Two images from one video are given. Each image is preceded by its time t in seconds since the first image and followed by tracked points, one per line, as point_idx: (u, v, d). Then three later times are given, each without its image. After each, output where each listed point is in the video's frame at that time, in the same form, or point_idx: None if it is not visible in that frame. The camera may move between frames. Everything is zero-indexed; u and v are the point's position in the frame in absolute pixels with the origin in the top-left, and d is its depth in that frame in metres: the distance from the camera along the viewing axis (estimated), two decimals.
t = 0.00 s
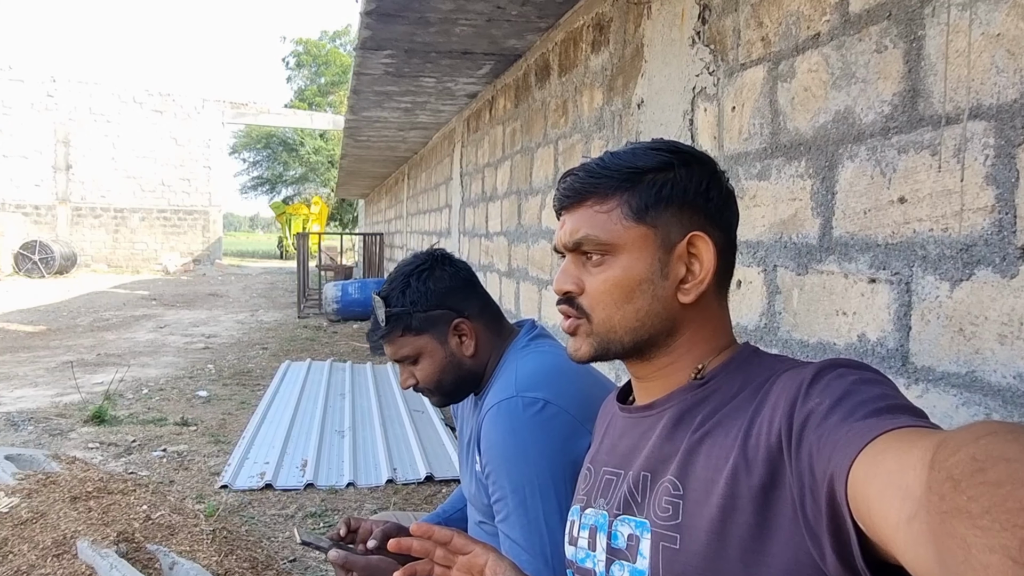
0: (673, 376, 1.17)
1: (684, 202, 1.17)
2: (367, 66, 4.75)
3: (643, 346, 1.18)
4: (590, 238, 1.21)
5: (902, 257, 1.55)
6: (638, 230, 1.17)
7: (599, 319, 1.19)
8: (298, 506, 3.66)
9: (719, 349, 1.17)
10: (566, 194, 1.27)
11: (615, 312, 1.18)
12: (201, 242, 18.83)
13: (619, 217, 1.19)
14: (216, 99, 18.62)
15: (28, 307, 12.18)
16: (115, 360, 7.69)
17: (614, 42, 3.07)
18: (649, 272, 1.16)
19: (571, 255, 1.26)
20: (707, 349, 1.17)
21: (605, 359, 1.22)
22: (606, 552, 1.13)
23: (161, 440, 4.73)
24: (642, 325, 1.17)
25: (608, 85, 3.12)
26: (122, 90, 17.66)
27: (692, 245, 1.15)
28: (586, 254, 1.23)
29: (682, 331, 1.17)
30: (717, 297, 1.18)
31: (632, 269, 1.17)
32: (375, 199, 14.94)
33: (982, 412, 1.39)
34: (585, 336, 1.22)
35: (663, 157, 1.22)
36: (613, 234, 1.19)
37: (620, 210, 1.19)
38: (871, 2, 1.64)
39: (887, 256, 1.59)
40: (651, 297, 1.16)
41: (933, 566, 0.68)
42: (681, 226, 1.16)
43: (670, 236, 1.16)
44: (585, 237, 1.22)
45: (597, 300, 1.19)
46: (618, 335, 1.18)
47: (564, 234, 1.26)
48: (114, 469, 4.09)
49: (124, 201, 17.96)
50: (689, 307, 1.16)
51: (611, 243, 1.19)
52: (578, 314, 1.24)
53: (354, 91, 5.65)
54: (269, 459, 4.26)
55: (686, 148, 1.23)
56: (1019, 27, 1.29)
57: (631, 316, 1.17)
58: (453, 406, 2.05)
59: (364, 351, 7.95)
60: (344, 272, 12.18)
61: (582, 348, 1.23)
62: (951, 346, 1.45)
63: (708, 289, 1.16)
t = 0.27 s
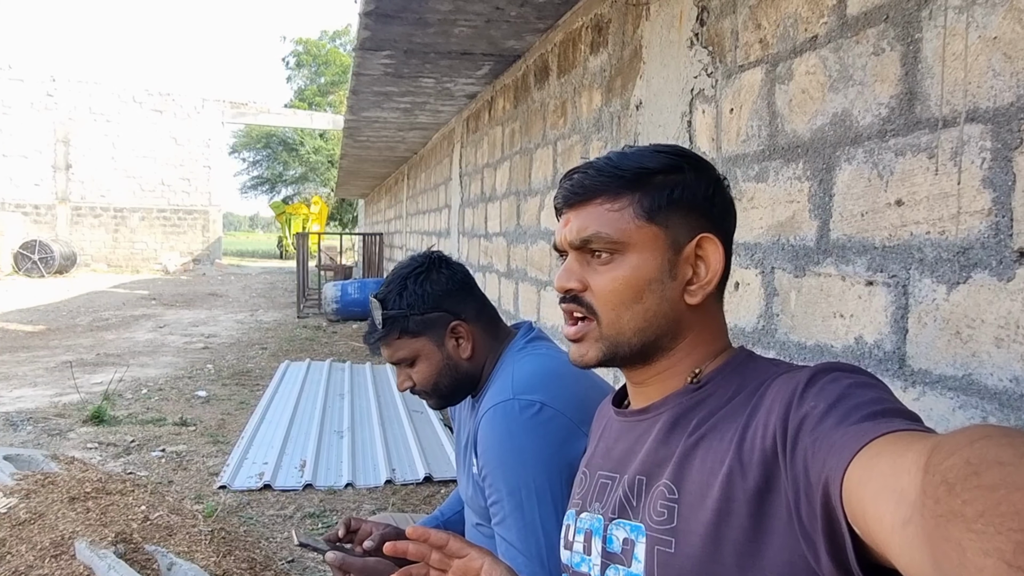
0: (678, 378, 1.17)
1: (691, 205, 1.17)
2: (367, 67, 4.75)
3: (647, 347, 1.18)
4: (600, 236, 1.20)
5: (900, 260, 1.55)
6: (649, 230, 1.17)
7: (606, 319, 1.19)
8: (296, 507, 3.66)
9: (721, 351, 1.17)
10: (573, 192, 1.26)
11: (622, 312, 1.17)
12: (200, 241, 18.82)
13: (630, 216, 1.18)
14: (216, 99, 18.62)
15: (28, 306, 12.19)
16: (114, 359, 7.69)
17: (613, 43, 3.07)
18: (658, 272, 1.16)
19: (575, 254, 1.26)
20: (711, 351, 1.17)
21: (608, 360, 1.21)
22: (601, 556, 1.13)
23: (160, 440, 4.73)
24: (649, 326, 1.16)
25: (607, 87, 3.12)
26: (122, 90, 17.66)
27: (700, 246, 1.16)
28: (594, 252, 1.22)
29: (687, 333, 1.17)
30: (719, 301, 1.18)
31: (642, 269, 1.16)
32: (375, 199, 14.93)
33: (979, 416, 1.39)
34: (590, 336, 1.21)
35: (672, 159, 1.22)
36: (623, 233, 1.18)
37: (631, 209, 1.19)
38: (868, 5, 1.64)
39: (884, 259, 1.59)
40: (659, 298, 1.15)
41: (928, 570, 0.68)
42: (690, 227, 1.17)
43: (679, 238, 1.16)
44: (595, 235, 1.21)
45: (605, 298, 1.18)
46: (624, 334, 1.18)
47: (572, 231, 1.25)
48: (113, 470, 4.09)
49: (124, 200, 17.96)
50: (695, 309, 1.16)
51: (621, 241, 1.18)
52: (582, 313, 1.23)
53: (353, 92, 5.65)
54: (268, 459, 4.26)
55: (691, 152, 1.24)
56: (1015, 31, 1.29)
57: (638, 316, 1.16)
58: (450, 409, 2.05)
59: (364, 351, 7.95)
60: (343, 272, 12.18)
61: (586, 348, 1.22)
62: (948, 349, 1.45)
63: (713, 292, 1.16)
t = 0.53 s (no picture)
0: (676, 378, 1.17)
1: (690, 205, 1.17)
2: (366, 67, 4.75)
3: (644, 347, 1.18)
4: (598, 238, 1.20)
5: (895, 260, 1.56)
6: (647, 231, 1.17)
7: (605, 320, 1.19)
8: (295, 507, 3.66)
9: (718, 351, 1.18)
10: (571, 193, 1.26)
11: (621, 313, 1.17)
12: (201, 241, 18.83)
13: (629, 217, 1.18)
14: (216, 99, 18.62)
15: (28, 306, 12.19)
16: (114, 360, 7.70)
17: (611, 43, 3.08)
18: (657, 273, 1.16)
19: (573, 255, 1.26)
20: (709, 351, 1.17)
21: (607, 359, 1.21)
22: (596, 555, 1.13)
23: (160, 440, 4.74)
24: (647, 327, 1.16)
25: (605, 86, 3.12)
26: (122, 90, 17.67)
27: (698, 247, 1.16)
28: (593, 253, 1.22)
29: (685, 334, 1.17)
30: (716, 301, 1.19)
31: (640, 269, 1.16)
32: (375, 199, 14.93)
33: (974, 415, 1.39)
34: (589, 337, 1.21)
35: (669, 159, 1.22)
36: (621, 234, 1.18)
37: (629, 211, 1.18)
38: (864, 5, 1.64)
39: (880, 258, 1.59)
40: (658, 298, 1.15)
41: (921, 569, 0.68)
42: (688, 228, 1.17)
43: (678, 238, 1.16)
44: (593, 236, 1.21)
45: (603, 300, 1.18)
46: (622, 335, 1.18)
47: (570, 232, 1.25)
48: (112, 470, 4.09)
49: (124, 200, 17.96)
50: (693, 309, 1.16)
51: (620, 243, 1.18)
52: (581, 313, 1.22)
53: (352, 92, 5.65)
54: (267, 459, 4.26)
55: (689, 152, 1.24)
56: (1010, 30, 1.29)
57: (637, 317, 1.16)
58: (447, 408, 2.05)
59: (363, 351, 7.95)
60: (343, 272, 12.18)
61: (585, 349, 1.22)
62: (944, 348, 1.45)
63: (711, 292, 1.17)
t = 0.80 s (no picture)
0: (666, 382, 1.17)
1: (680, 208, 1.17)
2: (364, 68, 4.76)
3: (636, 351, 1.18)
4: (586, 242, 1.21)
5: (892, 261, 1.56)
6: (634, 234, 1.17)
7: (594, 324, 1.19)
8: (295, 508, 3.66)
9: (711, 354, 1.17)
10: (562, 198, 1.27)
11: (609, 317, 1.18)
12: (201, 243, 18.84)
13: (616, 221, 1.19)
14: (215, 100, 18.62)
15: (28, 308, 12.19)
16: (114, 362, 7.70)
17: (608, 44, 3.07)
18: (644, 277, 1.16)
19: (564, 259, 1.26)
20: (701, 354, 1.17)
21: (599, 363, 1.22)
22: (593, 556, 1.13)
23: (159, 442, 4.74)
24: (637, 330, 1.17)
25: (603, 87, 3.12)
26: (121, 92, 17.67)
27: (686, 249, 1.15)
28: (582, 258, 1.22)
29: (676, 337, 1.17)
30: (709, 304, 1.18)
31: (628, 273, 1.16)
32: (374, 200, 14.92)
33: (971, 417, 1.39)
34: (579, 340, 1.22)
35: (659, 163, 1.22)
36: (609, 238, 1.19)
37: (617, 215, 1.19)
38: (860, 6, 1.64)
39: (877, 259, 1.59)
40: (646, 302, 1.15)
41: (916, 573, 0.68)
42: (677, 231, 1.16)
43: (666, 241, 1.16)
44: (581, 241, 1.21)
45: (592, 304, 1.19)
46: (612, 339, 1.18)
47: (561, 237, 1.26)
48: (112, 472, 4.10)
49: (123, 202, 17.97)
50: (683, 312, 1.16)
51: (607, 247, 1.18)
52: (572, 317, 1.23)
53: (351, 93, 5.65)
54: (267, 461, 4.26)
55: (680, 154, 1.23)
56: (1005, 32, 1.30)
57: (626, 320, 1.17)
58: (444, 411, 2.06)
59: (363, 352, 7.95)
60: (343, 273, 12.18)
61: (576, 352, 1.23)
62: (940, 349, 1.45)
63: (702, 294, 1.16)
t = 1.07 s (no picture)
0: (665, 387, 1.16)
1: (678, 211, 1.17)
2: (362, 70, 4.75)
3: (636, 355, 1.18)
4: (584, 247, 1.20)
5: (890, 261, 1.55)
6: (632, 239, 1.17)
7: (593, 328, 1.19)
8: (294, 511, 3.66)
9: (711, 358, 1.17)
10: (559, 204, 1.27)
11: (608, 321, 1.17)
12: (200, 244, 18.84)
13: (613, 225, 1.18)
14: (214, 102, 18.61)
15: (27, 311, 12.19)
16: (114, 364, 7.69)
17: (606, 44, 3.07)
18: (643, 281, 1.15)
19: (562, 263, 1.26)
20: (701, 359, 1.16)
21: (598, 367, 1.21)
22: (594, 560, 1.12)
23: (159, 444, 4.73)
24: (636, 334, 1.16)
25: (601, 88, 3.12)
26: (120, 94, 17.66)
27: (684, 253, 1.15)
28: (580, 262, 1.22)
29: (675, 342, 1.16)
30: (708, 308, 1.18)
31: (626, 277, 1.16)
32: (374, 201, 14.91)
33: (970, 417, 1.38)
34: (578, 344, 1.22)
35: (655, 166, 1.22)
36: (606, 243, 1.18)
37: (614, 219, 1.19)
38: (857, 6, 1.63)
39: (875, 260, 1.59)
40: (644, 306, 1.15)
41: None
42: (675, 234, 1.16)
43: (664, 245, 1.16)
44: (579, 245, 1.21)
45: (591, 308, 1.19)
46: (612, 343, 1.18)
47: (558, 242, 1.25)
48: (112, 475, 4.09)
49: (123, 204, 17.96)
50: (683, 315, 1.15)
51: (605, 252, 1.18)
52: (571, 322, 1.23)
53: (349, 94, 5.65)
54: (266, 463, 4.26)
55: (677, 157, 1.23)
56: (1002, 32, 1.29)
57: (625, 325, 1.16)
58: (442, 414, 2.05)
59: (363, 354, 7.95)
60: (343, 274, 12.17)
61: (574, 356, 1.22)
62: (938, 350, 1.45)
63: (701, 298, 1.16)
